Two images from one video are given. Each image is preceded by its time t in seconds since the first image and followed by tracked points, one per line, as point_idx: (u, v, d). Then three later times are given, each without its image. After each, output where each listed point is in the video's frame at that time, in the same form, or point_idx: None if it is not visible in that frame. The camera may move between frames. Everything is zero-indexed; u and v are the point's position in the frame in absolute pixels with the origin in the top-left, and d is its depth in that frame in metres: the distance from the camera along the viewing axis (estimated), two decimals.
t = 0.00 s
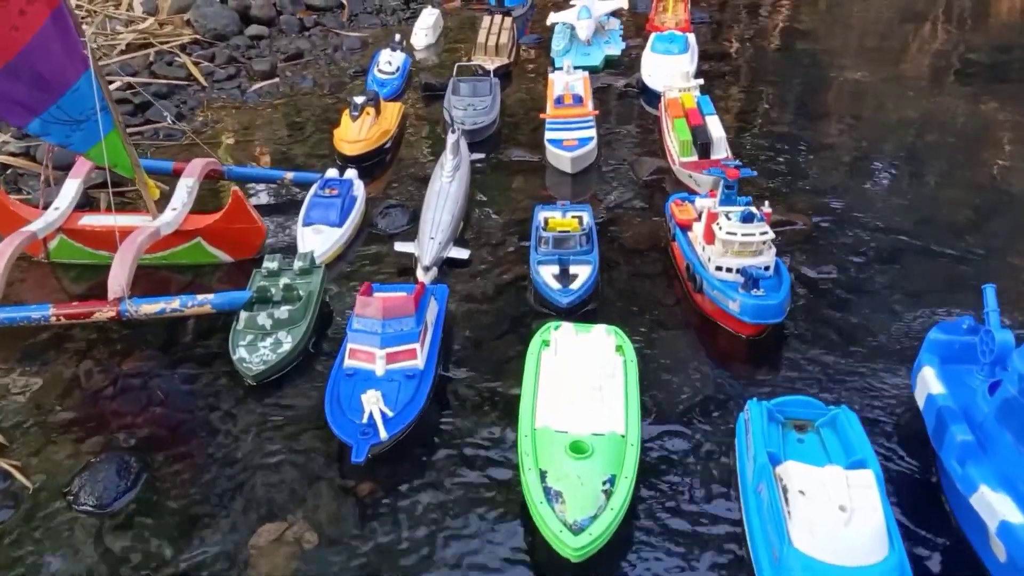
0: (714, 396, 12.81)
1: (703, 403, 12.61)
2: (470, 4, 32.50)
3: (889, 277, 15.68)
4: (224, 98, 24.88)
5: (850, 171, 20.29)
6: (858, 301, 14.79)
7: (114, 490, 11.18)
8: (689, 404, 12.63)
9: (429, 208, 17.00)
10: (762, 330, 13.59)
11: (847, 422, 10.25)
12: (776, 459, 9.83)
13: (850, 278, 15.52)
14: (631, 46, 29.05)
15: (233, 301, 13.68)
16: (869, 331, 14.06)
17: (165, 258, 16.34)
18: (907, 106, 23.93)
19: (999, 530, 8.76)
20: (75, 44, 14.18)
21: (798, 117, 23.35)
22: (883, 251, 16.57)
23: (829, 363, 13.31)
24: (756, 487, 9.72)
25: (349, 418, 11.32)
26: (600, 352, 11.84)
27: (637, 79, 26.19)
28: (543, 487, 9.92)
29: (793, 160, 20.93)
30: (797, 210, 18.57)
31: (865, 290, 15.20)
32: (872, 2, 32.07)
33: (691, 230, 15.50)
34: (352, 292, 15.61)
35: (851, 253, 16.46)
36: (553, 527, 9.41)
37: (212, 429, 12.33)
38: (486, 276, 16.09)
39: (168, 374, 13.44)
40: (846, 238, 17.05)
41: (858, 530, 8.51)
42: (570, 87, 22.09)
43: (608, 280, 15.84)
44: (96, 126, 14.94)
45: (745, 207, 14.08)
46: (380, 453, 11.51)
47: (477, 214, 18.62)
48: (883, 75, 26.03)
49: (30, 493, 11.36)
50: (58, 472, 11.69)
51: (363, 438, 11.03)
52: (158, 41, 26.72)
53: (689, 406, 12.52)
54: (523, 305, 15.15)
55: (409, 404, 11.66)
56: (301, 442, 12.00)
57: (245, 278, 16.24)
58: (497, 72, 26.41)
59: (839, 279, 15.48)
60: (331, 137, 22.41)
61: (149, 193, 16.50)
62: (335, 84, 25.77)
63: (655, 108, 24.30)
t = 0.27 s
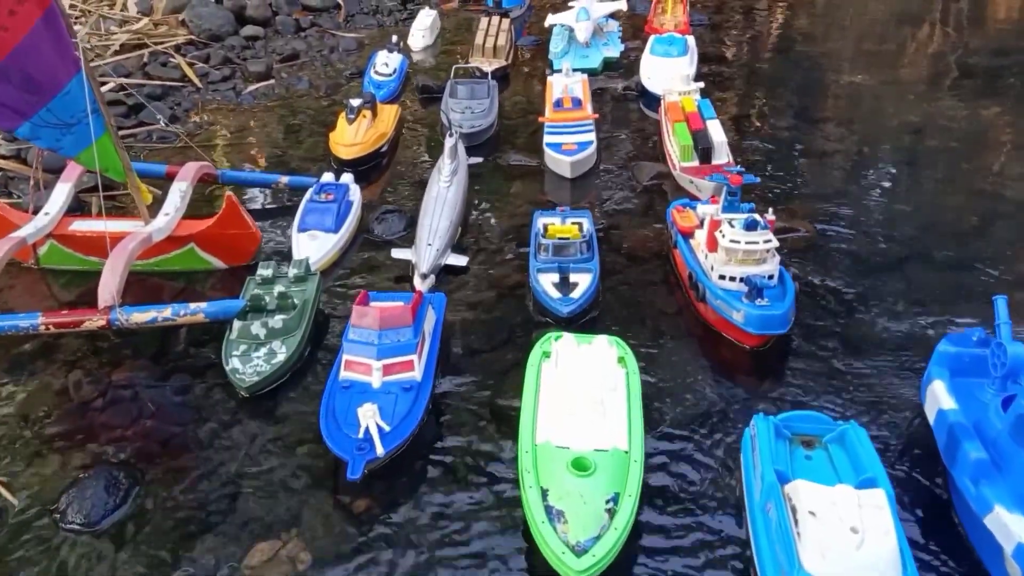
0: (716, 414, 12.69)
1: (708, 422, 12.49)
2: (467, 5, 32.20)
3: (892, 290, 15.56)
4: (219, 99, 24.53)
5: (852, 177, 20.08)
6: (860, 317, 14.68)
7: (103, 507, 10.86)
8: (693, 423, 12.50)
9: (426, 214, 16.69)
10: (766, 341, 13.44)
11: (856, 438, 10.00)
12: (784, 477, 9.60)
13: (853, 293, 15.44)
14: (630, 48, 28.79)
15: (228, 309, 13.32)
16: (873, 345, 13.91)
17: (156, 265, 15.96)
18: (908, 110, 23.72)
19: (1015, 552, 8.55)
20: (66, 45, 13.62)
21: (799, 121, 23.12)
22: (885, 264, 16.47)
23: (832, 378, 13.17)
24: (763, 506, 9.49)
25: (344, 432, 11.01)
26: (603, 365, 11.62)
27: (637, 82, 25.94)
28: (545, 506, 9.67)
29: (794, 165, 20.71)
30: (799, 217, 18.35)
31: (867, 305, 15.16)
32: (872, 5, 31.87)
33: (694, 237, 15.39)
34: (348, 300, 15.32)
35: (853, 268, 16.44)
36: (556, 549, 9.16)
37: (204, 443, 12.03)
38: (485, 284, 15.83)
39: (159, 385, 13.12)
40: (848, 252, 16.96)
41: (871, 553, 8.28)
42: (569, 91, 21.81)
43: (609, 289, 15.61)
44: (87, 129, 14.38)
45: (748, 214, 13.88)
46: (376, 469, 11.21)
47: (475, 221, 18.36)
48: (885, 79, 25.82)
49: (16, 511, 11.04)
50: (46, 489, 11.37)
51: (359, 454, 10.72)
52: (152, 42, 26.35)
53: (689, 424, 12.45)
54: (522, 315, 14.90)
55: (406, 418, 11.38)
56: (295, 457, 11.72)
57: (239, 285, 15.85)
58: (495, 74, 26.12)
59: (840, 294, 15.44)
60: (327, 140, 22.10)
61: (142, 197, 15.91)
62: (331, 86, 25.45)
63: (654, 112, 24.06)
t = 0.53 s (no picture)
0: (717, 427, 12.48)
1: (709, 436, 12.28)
2: (466, 4, 31.88)
3: (896, 297, 15.32)
4: (214, 100, 24.15)
5: (854, 181, 19.83)
6: (864, 324, 14.46)
7: (90, 524, 10.53)
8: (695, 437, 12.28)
9: (424, 218, 16.38)
10: (772, 350, 13.32)
11: (868, 453, 9.78)
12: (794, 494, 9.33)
13: (857, 300, 15.18)
14: (630, 48, 28.50)
15: (220, 316, 12.92)
16: (877, 354, 13.70)
17: (148, 270, 15.45)
18: (911, 112, 23.46)
19: None
20: (57, 43, 12.85)
21: (801, 123, 22.84)
22: (889, 269, 16.22)
23: (835, 391, 12.97)
24: (772, 524, 9.23)
25: (340, 446, 10.73)
26: (606, 377, 11.40)
27: (637, 83, 25.65)
28: (547, 524, 9.41)
29: (796, 168, 20.44)
30: (802, 222, 18.11)
31: (872, 312, 14.90)
32: (873, 6, 31.61)
33: (697, 242, 15.23)
34: (344, 306, 15.01)
35: (858, 272, 16.17)
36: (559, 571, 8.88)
37: (195, 456, 11.71)
38: (483, 292, 15.59)
39: (150, 394, 12.78)
40: (853, 257, 16.69)
41: None
42: (569, 92, 21.50)
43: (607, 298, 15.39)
44: (79, 131, 13.58)
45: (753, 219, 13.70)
46: (372, 483, 10.94)
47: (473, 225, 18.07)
48: (887, 80, 25.55)
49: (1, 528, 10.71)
50: (32, 504, 11.05)
51: (356, 469, 10.44)
52: (146, 41, 25.95)
53: (690, 436, 12.21)
54: (520, 324, 14.68)
55: (404, 432, 11.06)
56: (289, 471, 11.43)
57: (233, 291, 15.41)
58: (494, 74, 25.79)
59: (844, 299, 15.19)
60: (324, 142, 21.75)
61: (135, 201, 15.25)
62: (327, 86, 25.11)
63: (654, 113, 23.77)
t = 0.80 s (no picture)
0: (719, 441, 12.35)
1: (711, 451, 12.15)
2: (465, 4, 31.55)
3: (903, 304, 15.10)
4: (209, 101, 23.80)
5: (859, 184, 19.59)
6: (868, 335, 14.29)
7: (79, 540, 10.23)
8: (697, 452, 12.21)
9: (423, 222, 16.09)
10: (778, 359, 13.25)
11: (880, 469, 9.64)
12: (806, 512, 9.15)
13: (862, 308, 14.98)
14: (630, 49, 28.20)
15: (214, 324, 12.56)
16: (881, 367, 13.55)
17: (141, 275, 15.02)
18: (916, 114, 23.17)
19: None
20: (48, 45, 12.50)
21: (805, 125, 22.56)
22: (895, 275, 15.98)
23: (839, 407, 12.84)
24: (784, 543, 9.05)
25: (337, 459, 10.44)
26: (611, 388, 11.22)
27: (638, 84, 25.37)
28: (550, 543, 9.20)
29: (800, 171, 20.19)
30: (807, 226, 17.85)
31: (878, 320, 14.69)
32: (875, 5, 31.30)
33: (702, 248, 15.10)
34: (341, 313, 14.70)
35: (864, 277, 15.92)
36: None
37: (189, 469, 11.43)
38: (483, 298, 15.33)
39: (142, 404, 12.46)
40: (859, 261, 16.43)
41: None
42: (570, 93, 21.17)
43: (609, 307, 15.17)
44: (71, 135, 13.22)
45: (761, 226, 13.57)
46: (370, 499, 10.71)
47: (473, 229, 17.78)
48: (891, 81, 25.27)
49: None
50: (20, 519, 10.74)
51: (352, 484, 10.14)
52: (141, 40, 25.58)
53: (691, 452, 12.12)
54: (521, 332, 14.43)
55: (403, 445, 10.76)
56: (284, 485, 11.17)
57: (228, 297, 15.03)
58: (493, 75, 25.46)
59: (848, 308, 14.99)
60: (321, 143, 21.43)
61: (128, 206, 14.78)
62: (325, 87, 24.77)
63: (656, 115, 23.49)
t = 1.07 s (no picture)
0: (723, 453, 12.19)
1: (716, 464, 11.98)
2: (465, 4, 31.28)
3: (911, 310, 14.86)
4: (207, 102, 23.50)
5: (865, 187, 19.34)
6: (876, 343, 14.08)
7: (70, 556, 9.96)
8: (701, 465, 12.06)
9: (423, 226, 15.81)
10: (786, 368, 13.00)
11: (894, 482, 9.54)
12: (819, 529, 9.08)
13: (869, 315, 14.76)
14: (632, 50, 27.93)
15: (211, 332, 12.24)
16: (888, 377, 13.36)
17: (138, 280, 14.83)
18: (921, 116, 22.90)
19: None
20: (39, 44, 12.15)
21: (809, 127, 22.28)
22: (903, 280, 15.74)
23: (846, 419, 12.67)
24: (797, 561, 8.98)
25: (335, 472, 10.18)
26: (617, 399, 11.08)
27: (640, 85, 25.10)
28: (555, 560, 9.04)
29: (806, 174, 19.94)
30: (812, 229, 17.60)
31: (886, 327, 14.46)
32: (878, 6, 31.03)
33: (707, 254, 14.88)
34: (340, 319, 14.43)
35: (872, 283, 15.69)
36: None
37: (183, 481, 11.16)
38: (484, 304, 15.09)
39: (136, 413, 12.17)
40: (866, 266, 16.19)
41: None
42: (571, 95, 20.92)
43: (612, 314, 14.94)
44: (63, 137, 12.93)
45: (767, 231, 13.34)
46: (369, 512, 10.49)
47: (474, 233, 17.53)
48: (896, 82, 25.00)
49: None
50: (10, 533, 10.47)
51: (351, 498, 9.88)
52: (138, 41, 25.28)
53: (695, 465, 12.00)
54: (523, 340, 14.20)
55: (403, 457, 10.49)
56: (281, 499, 10.92)
57: (224, 303, 14.71)
58: (494, 75, 25.19)
59: (855, 315, 14.77)
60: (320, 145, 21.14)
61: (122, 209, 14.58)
62: (323, 88, 24.48)
63: (658, 116, 23.24)
